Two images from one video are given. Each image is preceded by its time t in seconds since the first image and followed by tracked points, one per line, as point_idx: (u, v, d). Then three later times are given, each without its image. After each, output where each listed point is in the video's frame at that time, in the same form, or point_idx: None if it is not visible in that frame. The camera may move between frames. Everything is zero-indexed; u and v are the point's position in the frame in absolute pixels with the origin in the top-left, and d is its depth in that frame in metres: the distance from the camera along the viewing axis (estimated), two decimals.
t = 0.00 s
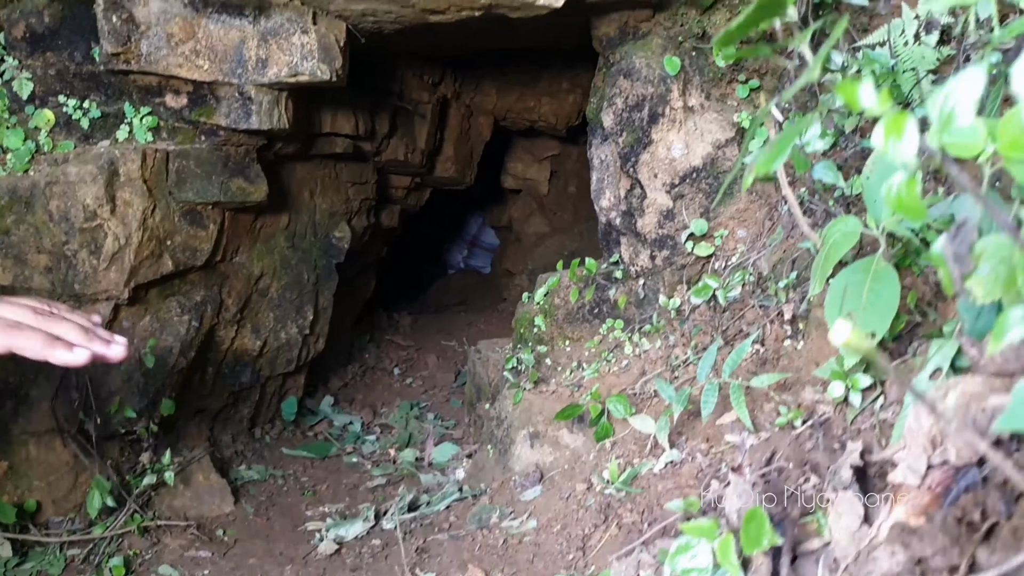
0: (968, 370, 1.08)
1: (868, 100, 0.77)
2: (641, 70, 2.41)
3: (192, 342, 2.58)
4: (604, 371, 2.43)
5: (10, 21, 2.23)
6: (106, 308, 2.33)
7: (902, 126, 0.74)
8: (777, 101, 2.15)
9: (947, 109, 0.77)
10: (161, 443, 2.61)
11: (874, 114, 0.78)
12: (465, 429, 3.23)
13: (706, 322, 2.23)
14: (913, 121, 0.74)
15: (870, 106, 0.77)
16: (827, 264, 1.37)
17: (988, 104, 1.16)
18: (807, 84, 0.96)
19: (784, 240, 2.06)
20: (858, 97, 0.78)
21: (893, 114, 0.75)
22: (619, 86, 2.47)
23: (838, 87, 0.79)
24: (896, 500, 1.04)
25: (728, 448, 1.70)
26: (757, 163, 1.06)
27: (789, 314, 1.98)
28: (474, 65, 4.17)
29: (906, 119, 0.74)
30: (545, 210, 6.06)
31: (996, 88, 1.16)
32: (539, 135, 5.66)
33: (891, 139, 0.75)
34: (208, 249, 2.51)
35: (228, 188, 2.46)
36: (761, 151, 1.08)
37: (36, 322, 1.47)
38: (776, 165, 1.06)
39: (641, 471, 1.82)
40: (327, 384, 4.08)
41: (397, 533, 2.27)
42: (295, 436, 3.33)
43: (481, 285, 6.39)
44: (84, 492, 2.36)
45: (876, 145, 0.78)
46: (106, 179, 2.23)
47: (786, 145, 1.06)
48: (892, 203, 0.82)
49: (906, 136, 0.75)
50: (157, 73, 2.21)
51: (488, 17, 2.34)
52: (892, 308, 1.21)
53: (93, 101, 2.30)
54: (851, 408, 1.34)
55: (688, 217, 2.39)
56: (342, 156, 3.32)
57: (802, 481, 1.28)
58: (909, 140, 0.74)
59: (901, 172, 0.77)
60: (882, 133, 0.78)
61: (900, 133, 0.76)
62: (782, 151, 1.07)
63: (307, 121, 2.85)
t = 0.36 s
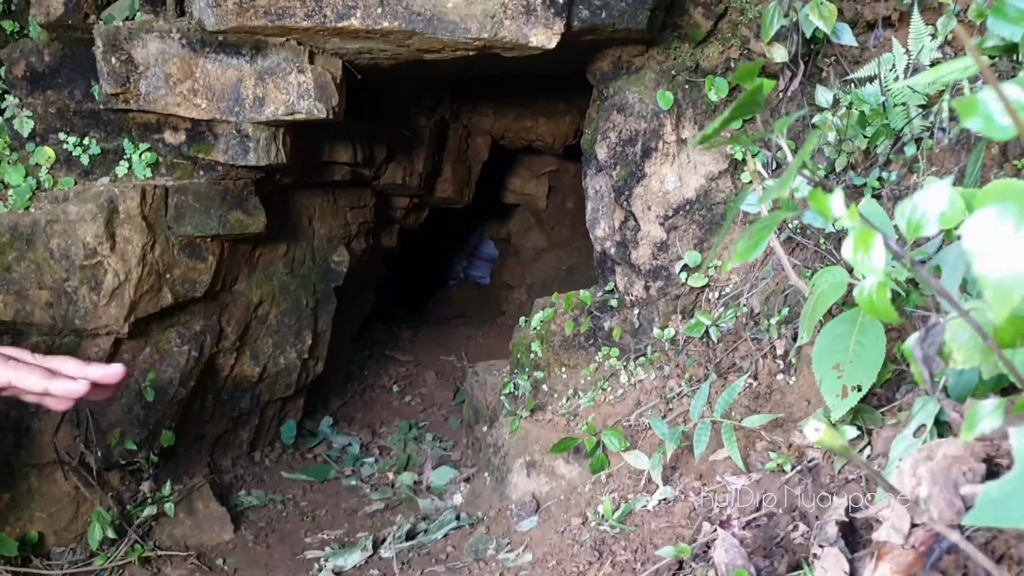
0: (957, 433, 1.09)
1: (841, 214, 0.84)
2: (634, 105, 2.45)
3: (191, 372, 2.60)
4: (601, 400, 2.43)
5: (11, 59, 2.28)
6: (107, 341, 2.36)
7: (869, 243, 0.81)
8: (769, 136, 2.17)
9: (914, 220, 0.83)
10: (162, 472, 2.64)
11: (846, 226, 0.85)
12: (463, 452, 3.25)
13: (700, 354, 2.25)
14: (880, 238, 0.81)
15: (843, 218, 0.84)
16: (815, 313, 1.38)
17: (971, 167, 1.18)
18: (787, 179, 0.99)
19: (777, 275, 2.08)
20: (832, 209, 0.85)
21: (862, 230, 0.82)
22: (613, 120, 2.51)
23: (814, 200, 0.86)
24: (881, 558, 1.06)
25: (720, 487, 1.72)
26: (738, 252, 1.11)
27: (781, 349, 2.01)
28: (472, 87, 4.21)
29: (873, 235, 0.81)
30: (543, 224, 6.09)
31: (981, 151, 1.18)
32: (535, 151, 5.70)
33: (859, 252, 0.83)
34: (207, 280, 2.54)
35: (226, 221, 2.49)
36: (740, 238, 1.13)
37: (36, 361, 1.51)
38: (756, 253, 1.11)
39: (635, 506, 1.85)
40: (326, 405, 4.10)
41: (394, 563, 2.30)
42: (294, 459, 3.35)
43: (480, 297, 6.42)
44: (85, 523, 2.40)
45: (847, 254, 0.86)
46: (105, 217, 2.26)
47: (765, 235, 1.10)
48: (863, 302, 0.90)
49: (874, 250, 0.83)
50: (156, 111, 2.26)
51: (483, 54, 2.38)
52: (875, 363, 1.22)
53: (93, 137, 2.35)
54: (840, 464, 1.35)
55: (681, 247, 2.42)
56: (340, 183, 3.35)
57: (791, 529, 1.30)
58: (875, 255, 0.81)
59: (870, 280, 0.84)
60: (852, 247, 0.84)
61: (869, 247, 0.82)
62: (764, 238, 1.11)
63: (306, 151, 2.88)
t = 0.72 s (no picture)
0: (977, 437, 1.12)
1: (871, 221, 0.83)
2: (644, 108, 2.47)
3: (202, 373, 2.60)
4: (609, 401, 2.44)
5: (24, 62, 2.29)
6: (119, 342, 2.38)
7: (899, 249, 0.82)
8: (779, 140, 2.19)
9: (940, 224, 0.84)
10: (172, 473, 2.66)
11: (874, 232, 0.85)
12: (470, 452, 3.26)
13: (710, 355, 2.26)
14: (909, 244, 0.82)
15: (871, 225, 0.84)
16: (828, 317, 1.39)
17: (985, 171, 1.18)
18: (814, 189, 1.02)
19: (785, 276, 2.09)
20: (860, 217, 0.85)
21: (891, 236, 0.83)
22: (622, 123, 2.52)
23: (842, 207, 0.86)
24: (898, 558, 1.07)
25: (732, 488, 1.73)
26: (762, 257, 1.13)
27: (791, 350, 2.03)
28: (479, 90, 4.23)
29: (903, 241, 0.82)
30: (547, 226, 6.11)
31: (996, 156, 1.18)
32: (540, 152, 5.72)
33: (888, 259, 0.83)
34: (218, 281, 2.56)
35: (237, 223, 2.50)
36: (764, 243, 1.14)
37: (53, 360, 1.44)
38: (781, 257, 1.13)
39: (646, 507, 1.86)
40: (332, 405, 4.11)
41: (405, 563, 2.31)
42: (301, 460, 3.37)
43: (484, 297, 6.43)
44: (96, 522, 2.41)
45: (874, 259, 0.86)
46: (118, 218, 2.27)
47: (788, 240, 1.13)
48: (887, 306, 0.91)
49: (903, 256, 0.83)
50: (168, 113, 2.27)
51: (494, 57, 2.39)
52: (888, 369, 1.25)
53: (105, 139, 2.37)
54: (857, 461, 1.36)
55: (690, 250, 2.43)
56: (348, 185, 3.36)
57: (807, 529, 1.30)
58: (905, 262, 0.82)
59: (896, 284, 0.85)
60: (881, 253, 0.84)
61: (898, 254, 0.83)
62: (788, 244, 1.13)
63: (316, 153, 2.89)
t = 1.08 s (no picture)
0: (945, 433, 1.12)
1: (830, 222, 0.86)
2: (632, 110, 2.49)
3: (194, 373, 2.62)
4: (598, 401, 2.45)
5: (18, 64, 2.32)
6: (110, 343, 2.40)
7: (856, 250, 0.84)
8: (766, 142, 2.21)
9: (898, 228, 0.87)
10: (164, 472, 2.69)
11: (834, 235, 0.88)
12: (462, 452, 3.28)
13: (697, 355, 2.26)
14: (867, 245, 0.85)
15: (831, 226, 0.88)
16: (807, 317, 1.41)
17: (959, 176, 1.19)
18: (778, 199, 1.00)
19: (771, 278, 2.12)
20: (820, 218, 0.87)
21: (849, 237, 0.85)
22: (612, 125, 2.55)
23: (803, 209, 0.89)
24: (869, 553, 1.09)
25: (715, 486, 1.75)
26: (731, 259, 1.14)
27: (777, 350, 2.03)
28: (473, 92, 4.26)
29: (860, 243, 0.85)
30: (542, 227, 6.13)
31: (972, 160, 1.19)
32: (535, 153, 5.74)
33: (846, 259, 0.86)
34: (211, 282, 2.58)
35: (230, 224, 2.52)
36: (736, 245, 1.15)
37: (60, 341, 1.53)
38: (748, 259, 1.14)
39: (631, 505, 1.88)
40: (326, 405, 4.14)
41: (394, 561, 2.34)
42: (295, 459, 3.39)
43: (479, 297, 6.46)
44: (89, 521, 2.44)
45: (833, 260, 0.89)
46: (111, 220, 2.30)
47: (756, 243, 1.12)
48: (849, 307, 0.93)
49: (861, 256, 0.85)
50: (161, 115, 2.30)
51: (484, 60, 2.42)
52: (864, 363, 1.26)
53: (98, 141, 2.39)
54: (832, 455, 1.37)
55: (679, 251, 2.46)
56: (342, 186, 3.39)
57: (785, 526, 1.32)
58: (860, 264, 0.84)
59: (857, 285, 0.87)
60: (839, 254, 0.86)
61: (855, 255, 0.85)
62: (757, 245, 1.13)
63: (308, 155, 2.91)
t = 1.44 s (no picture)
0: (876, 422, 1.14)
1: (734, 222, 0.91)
2: (603, 113, 2.55)
3: (175, 372, 2.72)
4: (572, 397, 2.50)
5: None
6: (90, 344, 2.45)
7: (755, 248, 0.88)
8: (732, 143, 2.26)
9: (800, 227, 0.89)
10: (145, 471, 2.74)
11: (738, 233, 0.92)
12: (444, 450, 3.32)
13: (667, 352, 2.30)
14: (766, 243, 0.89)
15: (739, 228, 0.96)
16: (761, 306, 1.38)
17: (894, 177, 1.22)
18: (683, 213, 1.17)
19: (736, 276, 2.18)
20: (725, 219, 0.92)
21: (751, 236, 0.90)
22: (583, 128, 2.61)
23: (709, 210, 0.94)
24: (806, 536, 1.14)
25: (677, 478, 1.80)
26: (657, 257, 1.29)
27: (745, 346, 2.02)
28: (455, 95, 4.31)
29: (760, 241, 0.89)
30: (528, 227, 6.18)
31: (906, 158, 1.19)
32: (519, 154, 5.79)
33: (748, 257, 0.89)
34: (191, 283, 2.64)
35: (209, 226, 2.57)
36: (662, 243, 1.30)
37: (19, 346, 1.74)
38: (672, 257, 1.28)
39: (598, 497, 1.93)
40: (311, 405, 4.18)
41: (371, 555, 2.39)
42: (278, 458, 3.42)
43: (467, 297, 6.50)
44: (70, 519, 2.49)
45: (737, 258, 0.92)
46: (90, 222, 2.34)
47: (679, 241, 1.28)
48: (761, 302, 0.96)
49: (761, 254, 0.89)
50: (138, 119, 2.34)
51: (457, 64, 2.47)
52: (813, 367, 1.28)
53: (77, 145, 2.43)
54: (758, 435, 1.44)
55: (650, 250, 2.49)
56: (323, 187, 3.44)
57: (734, 513, 1.37)
58: (759, 261, 0.88)
59: (760, 283, 0.92)
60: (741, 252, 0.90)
61: (756, 253, 0.89)
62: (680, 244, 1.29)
63: (288, 157, 2.96)
